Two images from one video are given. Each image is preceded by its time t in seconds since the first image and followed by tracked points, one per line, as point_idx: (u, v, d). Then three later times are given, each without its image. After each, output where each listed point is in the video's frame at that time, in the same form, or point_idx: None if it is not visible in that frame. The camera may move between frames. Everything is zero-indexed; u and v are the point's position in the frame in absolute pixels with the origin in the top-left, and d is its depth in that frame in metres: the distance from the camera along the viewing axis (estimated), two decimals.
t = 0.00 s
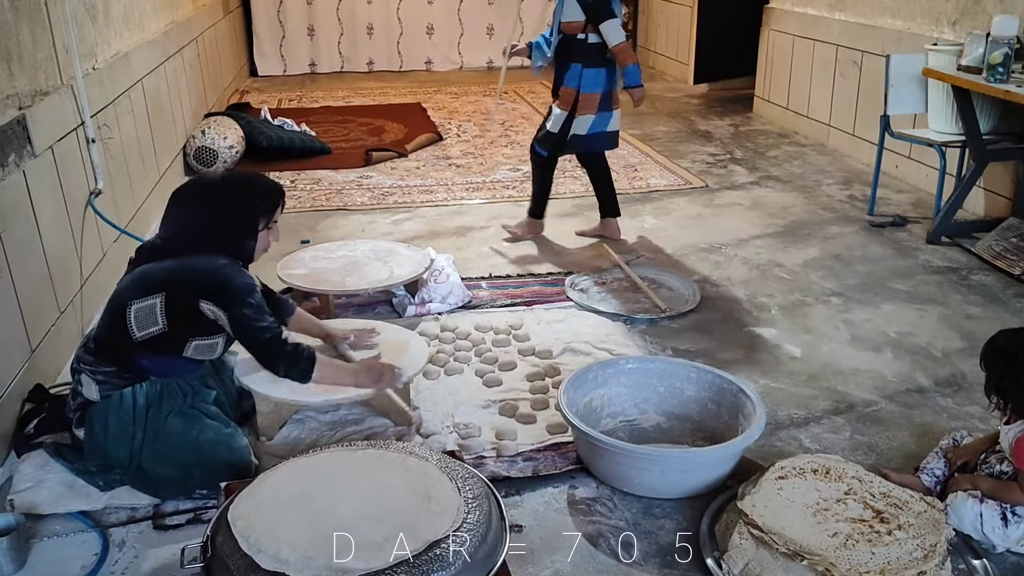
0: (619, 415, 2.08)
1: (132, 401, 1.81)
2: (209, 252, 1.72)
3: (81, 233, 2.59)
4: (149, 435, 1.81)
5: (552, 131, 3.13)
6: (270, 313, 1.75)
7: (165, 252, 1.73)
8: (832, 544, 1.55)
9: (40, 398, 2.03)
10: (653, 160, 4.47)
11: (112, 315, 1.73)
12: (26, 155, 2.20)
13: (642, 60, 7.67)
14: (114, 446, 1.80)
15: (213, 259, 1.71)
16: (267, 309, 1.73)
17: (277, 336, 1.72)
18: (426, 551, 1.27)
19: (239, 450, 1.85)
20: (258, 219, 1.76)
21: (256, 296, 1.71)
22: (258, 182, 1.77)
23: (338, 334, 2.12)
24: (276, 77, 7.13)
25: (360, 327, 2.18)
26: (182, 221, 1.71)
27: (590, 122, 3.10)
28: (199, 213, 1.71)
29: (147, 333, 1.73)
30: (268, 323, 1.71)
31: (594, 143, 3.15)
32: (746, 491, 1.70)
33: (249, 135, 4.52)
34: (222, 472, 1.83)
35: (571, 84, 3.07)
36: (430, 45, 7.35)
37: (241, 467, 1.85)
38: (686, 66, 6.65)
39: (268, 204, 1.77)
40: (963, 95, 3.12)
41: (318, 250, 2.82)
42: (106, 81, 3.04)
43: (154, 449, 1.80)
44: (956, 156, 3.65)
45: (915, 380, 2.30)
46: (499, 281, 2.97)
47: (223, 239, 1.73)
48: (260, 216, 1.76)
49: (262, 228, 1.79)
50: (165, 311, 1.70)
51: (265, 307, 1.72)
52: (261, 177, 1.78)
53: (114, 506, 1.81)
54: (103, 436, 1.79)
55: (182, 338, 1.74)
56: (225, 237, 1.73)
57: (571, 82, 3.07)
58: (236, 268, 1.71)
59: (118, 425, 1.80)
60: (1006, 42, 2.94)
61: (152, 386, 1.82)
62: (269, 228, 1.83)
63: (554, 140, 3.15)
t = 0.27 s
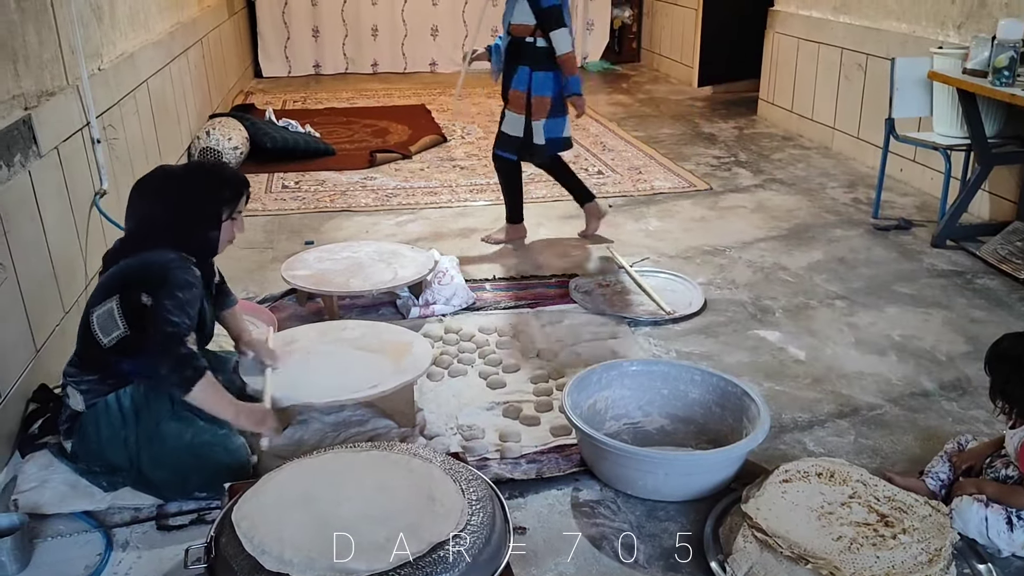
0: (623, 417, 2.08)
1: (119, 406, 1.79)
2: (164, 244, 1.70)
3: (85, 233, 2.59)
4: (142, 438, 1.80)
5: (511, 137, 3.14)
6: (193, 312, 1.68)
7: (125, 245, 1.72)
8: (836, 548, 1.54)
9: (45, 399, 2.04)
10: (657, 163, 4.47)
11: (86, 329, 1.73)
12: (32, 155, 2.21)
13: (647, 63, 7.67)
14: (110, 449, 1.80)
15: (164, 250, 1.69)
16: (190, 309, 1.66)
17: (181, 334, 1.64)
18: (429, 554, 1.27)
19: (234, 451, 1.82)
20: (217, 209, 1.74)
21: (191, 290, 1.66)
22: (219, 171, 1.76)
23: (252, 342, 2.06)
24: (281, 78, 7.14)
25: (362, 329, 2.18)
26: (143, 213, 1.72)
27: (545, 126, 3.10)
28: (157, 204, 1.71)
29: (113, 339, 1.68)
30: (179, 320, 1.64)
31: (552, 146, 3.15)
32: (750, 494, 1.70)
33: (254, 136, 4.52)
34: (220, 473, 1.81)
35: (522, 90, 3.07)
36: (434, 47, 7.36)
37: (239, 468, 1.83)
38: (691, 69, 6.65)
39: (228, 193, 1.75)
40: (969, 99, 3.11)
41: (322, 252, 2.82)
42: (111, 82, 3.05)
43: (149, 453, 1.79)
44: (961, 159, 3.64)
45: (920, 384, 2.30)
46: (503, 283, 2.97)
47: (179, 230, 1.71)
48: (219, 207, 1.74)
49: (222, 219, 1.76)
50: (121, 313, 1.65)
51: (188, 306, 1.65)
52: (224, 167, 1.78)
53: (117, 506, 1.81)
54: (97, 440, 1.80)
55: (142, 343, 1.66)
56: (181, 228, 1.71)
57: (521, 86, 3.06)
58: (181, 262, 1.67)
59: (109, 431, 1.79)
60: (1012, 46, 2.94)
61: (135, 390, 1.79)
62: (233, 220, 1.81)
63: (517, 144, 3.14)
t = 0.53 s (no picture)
0: (626, 421, 2.08)
1: (111, 410, 1.80)
2: (125, 244, 1.69)
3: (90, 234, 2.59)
4: (141, 440, 1.81)
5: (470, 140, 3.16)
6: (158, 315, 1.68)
7: (90, 248, 1.72)
8: (840, 553, 1.54)
9: (49, 400, 2.05)
10: (660, 166, 4.47)
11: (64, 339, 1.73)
12: (38, 156, 2.21)
13: (650, 66, 7.68)
14: (109, 451, 1.81)
15: (124, 251, 1.68)
16: (150, 313, 1.65)
17: (142, 341, 1.64)
18: (432, 556, 1.27)
19: (234, 449, 1.84)
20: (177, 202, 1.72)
21: (149, 293, 1.66)
22: (175, 163, 1.72)
23: (258, 346, 2.06)
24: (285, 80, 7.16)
25: (365, 331, 2.19)
26: (102, 214, 1.70)
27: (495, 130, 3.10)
28: (116, 202, 1.69)
29: (89, 346, 1.68)
30: (138, 327, 1.64)
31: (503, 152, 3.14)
32: (754, 498, 1.70)
33: (258, 137, 4.53)
34: (223, 472, 1.83)
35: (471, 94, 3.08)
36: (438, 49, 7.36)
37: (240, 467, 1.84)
38: (695, 72, 6.66)
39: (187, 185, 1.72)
40: (974, 103, 3.11)
41: (326, 254, 2.82)
42: (117, 83, 3.05)
43: (150, 454, 1.81)
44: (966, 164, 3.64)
45: (924, 389, 2.29)
46: (506, 286, 2.97)
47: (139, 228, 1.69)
48: (177, 202, 1.71)
49: (184, 211, 1.74)
50: (89, 320, 1.66)
51: (148, 310, 1.65)
52: (182, 158, 1.74)
53: (122, 507, 1.81)
54: (94, 444, 1.80)
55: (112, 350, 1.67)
56: (142, 225, 1.69)
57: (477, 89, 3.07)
58: (138, 263, 1.67)
59: (105, 436, 1.80)
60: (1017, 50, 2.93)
61: (126, 393, 1.79)
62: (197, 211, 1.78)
63: (496, 149, 3.12)
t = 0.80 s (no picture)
0: (630, 425, 2.08)
1: (115, 412, 1.80)
2: (129, 249, 1.69)
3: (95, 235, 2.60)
4: (144, 443, 1.81)
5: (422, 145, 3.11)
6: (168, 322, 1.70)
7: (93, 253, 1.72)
8: (844, 558, 1.54)
9: (54, 400, 2.05)
10: (664, 170, 4.47)
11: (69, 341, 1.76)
12: (44, 157, 2.22)
13: (654, 70, 7.69)
14: (112, 453, 1.81)
15: (128, 255, 1.68)
16: (162, 322, 1.67)
17: (158, 352, 1.66)
18: (436, 559, 1.27)
19: (238, 452, 1.84)
20: (178, 204, 1.71)
21: (159, 300, 1.67)
22: (174, 165, 1.72)
23: (271, 351, 2.02)
24: (290, 82, 7.17)
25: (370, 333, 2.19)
26: (103, 219, 1.69)
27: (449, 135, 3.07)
28: (117, 209, 1.69)
29: (94, 350, 1.71)
30: (154, 337, 1.66)
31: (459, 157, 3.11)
32: (757, 503, 1.70)
33: (263, 140, 4.54)
34: (227, 476, 1.83)
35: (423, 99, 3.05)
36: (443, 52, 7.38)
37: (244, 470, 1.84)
38: (699, 76, 6.66)
39: (188, 187, 1.72)
40: (978, 109, 3.11)
41: (330, 256, 2.82)
42: (122, 85, 3.06)
43: (154, 456, 1.81)
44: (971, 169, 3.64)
45: (928, 394, 2.29)
46: (510, 289, 2.97)
47: (141, 233, 1.69)
48: (177, 204, 1.71)
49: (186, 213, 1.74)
50: (95, 324, 1.68)
51: (160, 319, 1.67)
52: (181, 160, 1.73)
53: (125, 509, 1.81)
54: (97, 446, 1.80)
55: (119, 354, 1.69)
56: (145, 230, 1.69)
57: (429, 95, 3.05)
58: (143, 270, 1.67)
59: (108, 439, 1.80)
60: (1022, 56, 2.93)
61: (131, 395, 1.80)
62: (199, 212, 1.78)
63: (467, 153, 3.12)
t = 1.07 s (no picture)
0: (633, 429, 2.08)
1: (124, 410, 1.79)
2: (169, 250, 1.72)
3: (100, 236, 2.61)
4: (150, 443, 1.80)
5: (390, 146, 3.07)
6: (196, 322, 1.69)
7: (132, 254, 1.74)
8: (847, 564, 1.54)
9: (59, 401, 2.06)
10: (668, 174, 4.47)
11: (92, 330, 1.74)
12: (50, 159, 2.23)
13: (658, 74, 7.69)
14: (118, 452, 1.81)
15: (165, 255, 1.70)
16: (191, 318, 1.67)
17: (184, 345, 1.65)
18: (438, 563, 1.27)
19: (244, 456, 1.84)
20: (222, 214, 1.76)
21: (191, 298, 1.67)
22: (225, 177, 1.77)
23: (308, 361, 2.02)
24: (294, 86, 7.19)
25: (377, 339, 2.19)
26: (149, 222, 1.73)
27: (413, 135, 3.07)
28: (162, 212, 1.73)
29: (117, 341, 1.68)
30: (182, 331, 1.65)
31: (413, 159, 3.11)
32: (761, 508, 1.70)
33: (267, 142, 4.55)
34: (232, 480, 1.83)
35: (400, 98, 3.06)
36: (447, 56, 7.39)
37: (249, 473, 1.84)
38: (703, 81, 6.66)
39: (234, 198, 1.76)
40: (982, 114, 3.10)
41: (334, 259, 2.83)
42: (128, 88, 3.07)
43: (159, 457, 1.80)
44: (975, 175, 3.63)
45: (932, 400, 2.28)
46: (514, 293, 2.98)
47: (183, 235, 1.73)
48: (222, 213, 1.75)
49: (228, 224, 1.77)
50: (122, 316, 1.66)
51: (190, 315, 1.66)
52: (233, 174, 1.79)
53: (129, 510, 1.82)
54: (104, 444, 1.80)
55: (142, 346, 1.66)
56: (187, 234, 1.73)
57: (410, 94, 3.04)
58: (179, 268, 1.68)
59: (115, 437, 1.80)
60: None
61: (141, 394, 1.79)
62: (241, 226, 1.82)
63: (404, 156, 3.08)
